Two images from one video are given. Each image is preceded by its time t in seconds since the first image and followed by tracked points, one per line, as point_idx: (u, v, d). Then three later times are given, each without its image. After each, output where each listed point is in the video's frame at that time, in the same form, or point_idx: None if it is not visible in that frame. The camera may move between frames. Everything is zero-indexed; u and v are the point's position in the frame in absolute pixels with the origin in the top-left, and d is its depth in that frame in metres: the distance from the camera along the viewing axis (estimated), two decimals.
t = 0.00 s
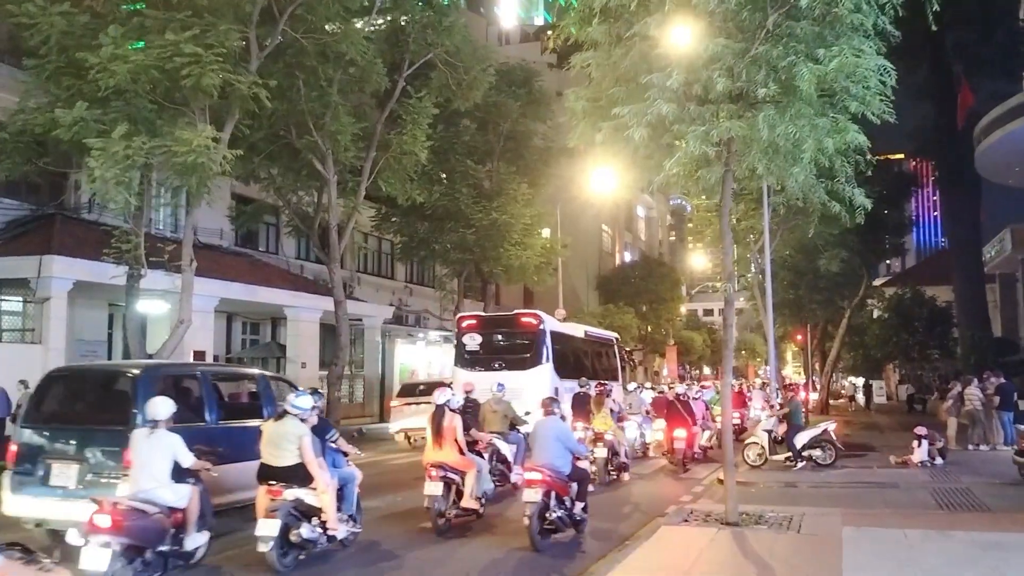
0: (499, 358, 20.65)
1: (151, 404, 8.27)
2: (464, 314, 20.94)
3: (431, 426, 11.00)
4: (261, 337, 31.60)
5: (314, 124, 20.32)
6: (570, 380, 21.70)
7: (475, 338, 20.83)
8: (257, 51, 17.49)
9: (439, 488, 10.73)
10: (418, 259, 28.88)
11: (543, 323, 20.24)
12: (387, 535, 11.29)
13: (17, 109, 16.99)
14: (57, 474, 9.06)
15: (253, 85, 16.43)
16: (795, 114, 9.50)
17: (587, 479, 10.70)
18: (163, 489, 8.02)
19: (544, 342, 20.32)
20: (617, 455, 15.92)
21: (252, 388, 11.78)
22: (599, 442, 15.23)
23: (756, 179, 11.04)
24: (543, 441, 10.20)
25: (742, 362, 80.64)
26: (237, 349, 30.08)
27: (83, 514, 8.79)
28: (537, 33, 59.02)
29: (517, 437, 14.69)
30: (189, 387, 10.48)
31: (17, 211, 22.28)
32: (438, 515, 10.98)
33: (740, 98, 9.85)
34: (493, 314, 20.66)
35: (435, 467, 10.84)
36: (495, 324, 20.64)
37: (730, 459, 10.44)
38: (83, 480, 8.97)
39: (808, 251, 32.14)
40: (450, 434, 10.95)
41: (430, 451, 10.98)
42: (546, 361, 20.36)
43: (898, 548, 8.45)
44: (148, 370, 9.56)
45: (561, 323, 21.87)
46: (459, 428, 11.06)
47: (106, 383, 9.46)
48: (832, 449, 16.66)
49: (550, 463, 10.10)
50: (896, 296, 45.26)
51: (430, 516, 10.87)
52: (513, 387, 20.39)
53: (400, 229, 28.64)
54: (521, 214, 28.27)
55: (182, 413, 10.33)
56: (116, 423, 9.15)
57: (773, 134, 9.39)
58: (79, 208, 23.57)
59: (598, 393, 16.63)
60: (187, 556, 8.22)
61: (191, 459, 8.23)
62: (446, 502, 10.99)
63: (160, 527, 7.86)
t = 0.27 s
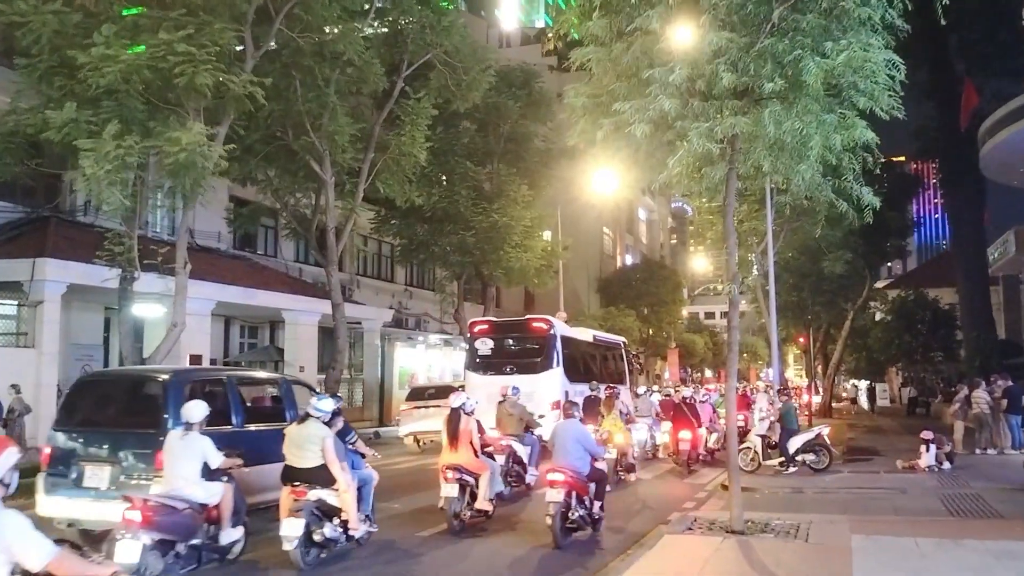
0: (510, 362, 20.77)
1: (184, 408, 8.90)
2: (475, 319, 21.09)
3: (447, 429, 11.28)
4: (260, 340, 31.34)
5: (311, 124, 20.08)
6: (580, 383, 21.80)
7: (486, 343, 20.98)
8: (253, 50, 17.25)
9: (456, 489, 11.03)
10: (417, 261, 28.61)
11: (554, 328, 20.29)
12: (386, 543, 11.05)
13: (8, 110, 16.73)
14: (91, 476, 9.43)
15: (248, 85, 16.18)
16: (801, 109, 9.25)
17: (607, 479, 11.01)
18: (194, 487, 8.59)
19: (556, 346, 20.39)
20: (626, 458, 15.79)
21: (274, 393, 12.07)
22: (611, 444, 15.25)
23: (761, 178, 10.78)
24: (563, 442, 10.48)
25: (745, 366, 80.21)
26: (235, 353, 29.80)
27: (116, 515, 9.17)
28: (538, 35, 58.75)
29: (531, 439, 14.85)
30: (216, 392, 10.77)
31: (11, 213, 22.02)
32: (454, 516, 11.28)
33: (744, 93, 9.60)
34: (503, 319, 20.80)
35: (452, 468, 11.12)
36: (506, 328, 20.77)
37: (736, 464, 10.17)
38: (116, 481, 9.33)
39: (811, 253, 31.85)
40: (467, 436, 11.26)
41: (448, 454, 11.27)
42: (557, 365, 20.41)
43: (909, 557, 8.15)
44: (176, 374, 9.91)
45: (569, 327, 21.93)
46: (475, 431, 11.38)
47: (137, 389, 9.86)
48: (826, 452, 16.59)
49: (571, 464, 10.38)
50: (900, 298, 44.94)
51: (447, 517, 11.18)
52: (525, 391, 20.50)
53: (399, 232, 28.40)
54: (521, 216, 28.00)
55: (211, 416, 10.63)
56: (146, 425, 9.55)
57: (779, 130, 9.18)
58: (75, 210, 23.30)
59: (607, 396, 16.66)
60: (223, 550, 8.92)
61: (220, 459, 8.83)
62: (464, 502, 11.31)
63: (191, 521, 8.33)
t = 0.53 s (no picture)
0: (520, 362, 21.43)
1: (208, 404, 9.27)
2: (487, 320, 21.78)
3: (459, 426, 11.74)
4: (258, 339, 31.10)
5: (307, 119, 19.82)
6: (589, 382, 22.48)
7: (497, 343, 21.64)
8: (247, 42, 16.97)
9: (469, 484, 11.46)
10: (417, 260, 28.34)
11: (562, 328, 20.98)
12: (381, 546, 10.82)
13: None
14: (121, 471, 9.95)
15: (243, 77, 15.94)
16: (807, 99, 8.99)
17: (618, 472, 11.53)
18: (222, 480, 8.97)
19: (565, 346, 21.05)
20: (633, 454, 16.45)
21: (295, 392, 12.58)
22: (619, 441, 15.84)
23: (766, 171, 10.49)
24: (579, 439, 10.84)
25: (747, 366, 79.80)
26: (233, 352, 29.55)
27: (147, 509, 9.67)
28: (540, 33, 58.32)
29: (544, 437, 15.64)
30: (239, 390, 11.23)
31: (5, 210, 21.76)
32: (466, 512, 11.68)
33: (748, 83, 9.34)
34: (514, 320, 21.51)
35: (463, 466, 11.54)
36: (517, 329, 21.50)
37: (738, 465, 9.87)
38: (147, 476, 9.84)
39: (815, 252, 31.53)
40: (478, 434, 11.72)
41: (460, 451, 11.70)
42: (567, 364, 21.05)
43: (920, 563, 7.82)
44: (201, 373, 10.39)
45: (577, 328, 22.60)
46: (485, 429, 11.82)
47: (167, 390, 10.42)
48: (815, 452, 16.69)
49: (586, 460, 10.76)
50: (904, 298, 44.59)
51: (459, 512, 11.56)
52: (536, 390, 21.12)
53: (399, 229, 28.14)
54: (522, 213, 27.71)
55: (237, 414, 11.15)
56: (176, 423, 10.07)
57: (784, 120, 8.89)
58: (70, 207, 23.02)
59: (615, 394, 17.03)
60: (249, 541, 9.28)
61: (247, 452, 9.23)
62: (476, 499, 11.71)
63: (217, 513, 8.72)
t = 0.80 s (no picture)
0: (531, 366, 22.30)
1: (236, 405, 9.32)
2: (499, 325, 22.64)
3: (472, 428, 11.88)
4: (257, 342, 30.83)
5: (304, 119, 19.55)
6: (599, 385, 23.43)
7: (508, 348, 22.57)
8: (241, 41, 16.70)
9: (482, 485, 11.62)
10: (416, 262, 28.08)
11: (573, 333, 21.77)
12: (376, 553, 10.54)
13: None
14: (151, 472, 9.93)
15: (237, 75, 15.72)
16: (812, 92, 8.70)
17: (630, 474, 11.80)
18: (250, 480, 9.10)
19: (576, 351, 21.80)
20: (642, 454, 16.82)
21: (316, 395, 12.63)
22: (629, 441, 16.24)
23: (770, 167, 10.21)
24: (593, 439, 11.03)
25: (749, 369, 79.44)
26: (231, 355, 29.27)
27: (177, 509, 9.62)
28: (540, 34, 58.05)
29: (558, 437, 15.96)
30: (262, 392, 11.31)
31: None
32: (478, 512, 11.86)
33: (752, 76, 9.07)
34: (526, 325, 22.37)
35: (476, 467, 11.69)
36: (528, 334, 22.34)
37: (743, 471, 9.57)
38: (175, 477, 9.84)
39: (818, 253, 31.22)
40: (489, 435, 11.84)
41: (471, 452, 11.83)
42: (577, 368, 21.87)
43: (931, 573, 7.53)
44: (228, 376, 10.50)
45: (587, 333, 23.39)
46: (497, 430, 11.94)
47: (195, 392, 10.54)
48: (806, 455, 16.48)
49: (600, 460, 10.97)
50: (908, 300, 44.25)
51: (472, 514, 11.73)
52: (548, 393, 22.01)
53: (398, 231, 27.89)
54: (522, 214, 27.42)
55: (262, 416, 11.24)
56: (203, 425, 10.19)
57: (789, 113, 8.62)
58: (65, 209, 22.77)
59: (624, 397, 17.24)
60: (275, 538, 9.54)
61: (273, 451, 9.32)
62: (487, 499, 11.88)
63: (247, 511, 8.83)
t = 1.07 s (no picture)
0: (544, 364, 23.42)
1: (260, 402, 9.78)
2: (512, 324, 23.72)
3: (487, 424, 12.38)
4: (256, 339, 30.53)
5: (302, 112, 19.28)
6: (609, 383, 24.44)
7: (521, 346, 23.65)
8: (237, 31, 16.43)
9: (497, 480, 12.11)
10: (417, 258, 27.82)
11: (584, 331, 22.87)
12: (383, 550, 10.61)
13: None
14: (182, 466, 10.34)
15: (233, 65, 15.42)
16: (821, 79, 8.41)
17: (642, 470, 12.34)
18: (277, 474, 9.57)
19: (588, 349, 22.96)
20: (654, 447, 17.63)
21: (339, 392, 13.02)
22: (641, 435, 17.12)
23: (776, 158, 9.92)
24: (607, 436, 11.54)
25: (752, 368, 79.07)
26: (230, 352, 29.03)
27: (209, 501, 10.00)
28: (544, 30, 57.66)
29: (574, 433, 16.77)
30: (288, 389, 11.74)
31: None
32: (494, 506, 12.37)
33: (758, 63, 8.77)
34: (539, 324, 23.47)
35: (491, 462, 12.20)
36: (541, 332, 23.47)
37: (749, 472, 9.26)
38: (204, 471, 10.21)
39: (823, 250, 30.89)
40: (504, 431, 12.35)
41: (486, 448, 12.34)
42: (589, 365, 22.99)
43: None
44: (256, 374, 10.99)
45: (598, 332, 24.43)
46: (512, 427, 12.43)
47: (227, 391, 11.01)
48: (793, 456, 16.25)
49: (613, 455, 11.49)
50: (913, 298, 43.90)
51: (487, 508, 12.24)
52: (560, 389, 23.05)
53: (398, 227, 27.63)
54: (524, 210, 27.13)
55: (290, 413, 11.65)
56: (234, 421, 10.66)
57: (797, 99, 8.33)
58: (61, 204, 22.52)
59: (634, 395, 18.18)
60: (299, 530, 9.97)
61: (298, 446, 9.77)
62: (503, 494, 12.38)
63: (275, 504, 9.35)
